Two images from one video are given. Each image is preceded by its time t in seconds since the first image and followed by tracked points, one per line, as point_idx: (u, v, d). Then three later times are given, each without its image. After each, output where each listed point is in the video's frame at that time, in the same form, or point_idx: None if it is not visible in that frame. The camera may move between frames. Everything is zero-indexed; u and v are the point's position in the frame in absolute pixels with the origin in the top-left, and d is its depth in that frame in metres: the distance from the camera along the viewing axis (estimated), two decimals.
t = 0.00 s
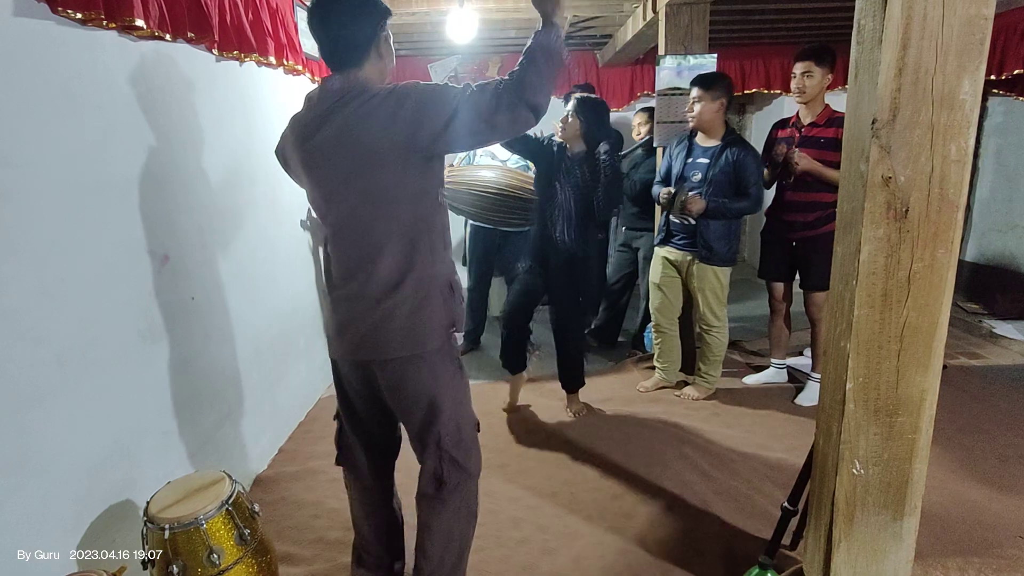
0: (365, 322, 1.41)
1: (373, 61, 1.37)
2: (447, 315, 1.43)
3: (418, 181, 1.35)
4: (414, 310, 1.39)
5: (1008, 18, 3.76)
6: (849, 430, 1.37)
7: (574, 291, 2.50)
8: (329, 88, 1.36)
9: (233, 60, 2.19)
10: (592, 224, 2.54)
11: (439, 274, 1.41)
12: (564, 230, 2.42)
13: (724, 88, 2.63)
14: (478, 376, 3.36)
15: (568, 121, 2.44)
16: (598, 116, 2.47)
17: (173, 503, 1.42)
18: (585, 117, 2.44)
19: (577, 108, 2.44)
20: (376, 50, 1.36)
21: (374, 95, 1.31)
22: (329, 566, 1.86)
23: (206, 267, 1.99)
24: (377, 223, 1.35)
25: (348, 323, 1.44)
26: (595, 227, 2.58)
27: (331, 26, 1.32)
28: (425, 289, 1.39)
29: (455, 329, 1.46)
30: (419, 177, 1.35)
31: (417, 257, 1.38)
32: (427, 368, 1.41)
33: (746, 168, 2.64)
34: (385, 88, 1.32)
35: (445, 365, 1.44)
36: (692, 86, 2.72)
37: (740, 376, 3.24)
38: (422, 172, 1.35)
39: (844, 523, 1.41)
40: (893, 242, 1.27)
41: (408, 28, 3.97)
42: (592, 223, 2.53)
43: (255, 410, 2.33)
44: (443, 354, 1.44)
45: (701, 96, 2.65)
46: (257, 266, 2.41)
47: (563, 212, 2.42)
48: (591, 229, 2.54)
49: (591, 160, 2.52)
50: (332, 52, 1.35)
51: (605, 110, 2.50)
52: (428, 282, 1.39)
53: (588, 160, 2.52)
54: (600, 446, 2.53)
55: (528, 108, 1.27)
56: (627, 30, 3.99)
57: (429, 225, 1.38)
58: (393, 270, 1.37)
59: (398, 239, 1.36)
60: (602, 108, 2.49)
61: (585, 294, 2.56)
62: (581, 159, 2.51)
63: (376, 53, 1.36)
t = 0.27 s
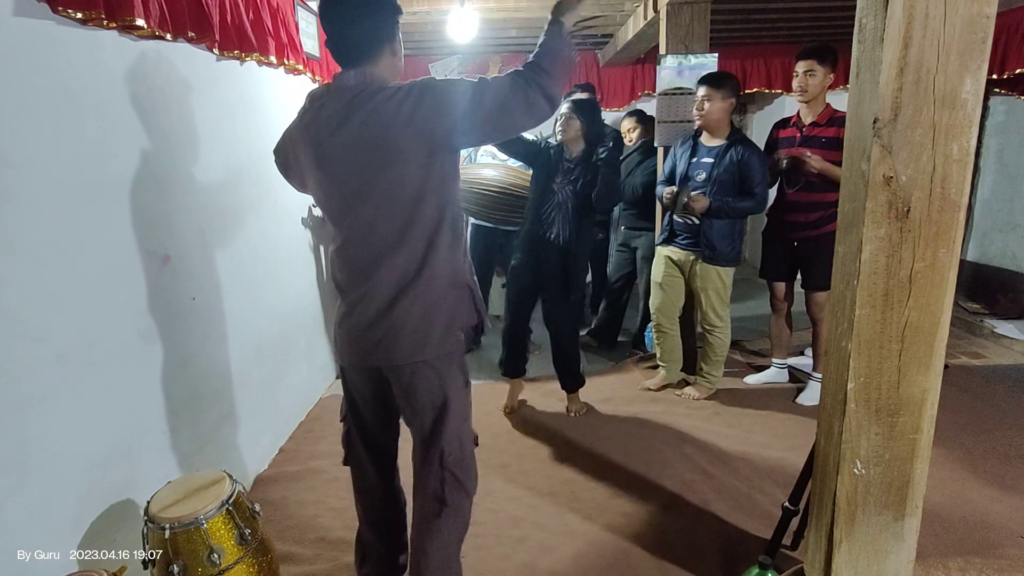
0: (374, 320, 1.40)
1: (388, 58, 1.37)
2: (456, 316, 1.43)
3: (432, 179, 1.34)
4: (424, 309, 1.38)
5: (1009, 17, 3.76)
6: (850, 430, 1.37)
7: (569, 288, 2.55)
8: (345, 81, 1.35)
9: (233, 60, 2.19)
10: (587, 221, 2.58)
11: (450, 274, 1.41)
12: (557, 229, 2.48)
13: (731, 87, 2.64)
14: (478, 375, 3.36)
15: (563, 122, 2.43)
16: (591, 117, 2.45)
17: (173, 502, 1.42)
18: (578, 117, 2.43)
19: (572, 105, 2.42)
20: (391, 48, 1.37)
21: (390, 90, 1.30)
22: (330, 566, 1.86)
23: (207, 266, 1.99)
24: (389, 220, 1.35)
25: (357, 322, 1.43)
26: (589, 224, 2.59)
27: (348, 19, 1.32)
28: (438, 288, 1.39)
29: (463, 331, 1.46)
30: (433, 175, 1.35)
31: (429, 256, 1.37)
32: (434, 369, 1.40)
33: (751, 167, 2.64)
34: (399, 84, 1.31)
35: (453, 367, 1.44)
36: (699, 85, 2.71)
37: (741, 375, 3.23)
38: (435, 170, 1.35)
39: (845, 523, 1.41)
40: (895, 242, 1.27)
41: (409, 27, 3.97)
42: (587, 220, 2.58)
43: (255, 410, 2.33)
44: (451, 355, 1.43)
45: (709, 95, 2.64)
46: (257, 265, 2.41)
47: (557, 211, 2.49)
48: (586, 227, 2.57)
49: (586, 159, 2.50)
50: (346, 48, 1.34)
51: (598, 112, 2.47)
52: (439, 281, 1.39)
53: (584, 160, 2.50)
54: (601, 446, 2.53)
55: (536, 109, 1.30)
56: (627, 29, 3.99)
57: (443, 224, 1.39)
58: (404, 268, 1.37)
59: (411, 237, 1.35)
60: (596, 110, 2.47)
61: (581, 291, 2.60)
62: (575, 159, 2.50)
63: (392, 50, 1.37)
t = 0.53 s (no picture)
0: (380, 323, 1.40)
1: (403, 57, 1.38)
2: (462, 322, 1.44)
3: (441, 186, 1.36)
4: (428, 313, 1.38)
5: (1010, 16, 3.75)
6: (850, 428, 1.37)
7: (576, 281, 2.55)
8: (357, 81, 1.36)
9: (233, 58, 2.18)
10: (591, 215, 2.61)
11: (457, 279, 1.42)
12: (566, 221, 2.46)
13: (727, 83, 2.64)
14: (479, 374, 3.36)
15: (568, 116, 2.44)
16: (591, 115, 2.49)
17: (173, 501, 1.42)
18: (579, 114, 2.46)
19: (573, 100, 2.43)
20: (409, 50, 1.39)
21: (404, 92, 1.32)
22: (330, 565, 1.86)
23: (207, 265, 1.99)
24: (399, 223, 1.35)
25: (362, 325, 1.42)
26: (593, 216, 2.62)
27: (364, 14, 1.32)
28: (445, 294, 1.40)
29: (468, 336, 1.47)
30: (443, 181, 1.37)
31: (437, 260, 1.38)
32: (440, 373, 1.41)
33: (749, 165, 2.65)
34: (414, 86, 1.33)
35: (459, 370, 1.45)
36: (695, 82, 2.71)
37: (741, 374, 3.23)
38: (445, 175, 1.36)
39: (844, 522, 1.41)
40: (894, 241, 1.27)
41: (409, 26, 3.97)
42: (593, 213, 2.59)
43: (255, 409, 2.33)
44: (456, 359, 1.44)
45: (705, 91, 2.63)
46: (258, 264, 2.41)
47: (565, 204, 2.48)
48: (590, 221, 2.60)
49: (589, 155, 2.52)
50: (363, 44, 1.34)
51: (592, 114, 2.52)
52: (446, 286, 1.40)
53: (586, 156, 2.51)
54: (601, 445, 2.53)
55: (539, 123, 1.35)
56: (627, 27, 3.98)
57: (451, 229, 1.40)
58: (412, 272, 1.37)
59: (418, 241, 1.35)
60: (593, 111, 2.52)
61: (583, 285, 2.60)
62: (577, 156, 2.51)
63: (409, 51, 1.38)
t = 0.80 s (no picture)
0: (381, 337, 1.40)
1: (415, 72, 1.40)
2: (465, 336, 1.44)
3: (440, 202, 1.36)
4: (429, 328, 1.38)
5: (1010, 14, 3.75)
6: (849, 427, 1.37)
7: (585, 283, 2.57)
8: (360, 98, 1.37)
9: (232, 57, 2.18)
10: (597, 211, 2.65)
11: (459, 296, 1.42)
12: (569, 227, 2.51)
13: (719, 80, 2.64)
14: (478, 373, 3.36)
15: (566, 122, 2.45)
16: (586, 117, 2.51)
17: (173, 499, 1.42)
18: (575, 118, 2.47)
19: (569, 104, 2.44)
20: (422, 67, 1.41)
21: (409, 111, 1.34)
22: (328, 564, 1.86)
23: (206, 265, 1.99)
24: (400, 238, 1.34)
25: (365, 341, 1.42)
26: (600, 210, 2.65)
27: (378, 25, 1.34)
28: (445, 308, 1.39)
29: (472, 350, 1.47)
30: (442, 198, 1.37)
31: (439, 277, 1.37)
32: (444, 387, 1.40)
33: (746, 161, 2.66)
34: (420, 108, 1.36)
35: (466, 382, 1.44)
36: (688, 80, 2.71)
37: (741, 373, 3.23)
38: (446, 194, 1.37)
39: (843, 520, 1.41)
40: (893, 239, 1.27)
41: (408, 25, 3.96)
42: (598, 207, 2.65)
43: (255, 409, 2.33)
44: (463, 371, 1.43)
45: (698, 89, 2.64)
46: (257, 263, 2.41)
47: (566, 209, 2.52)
48: (598, 216, 2.64)
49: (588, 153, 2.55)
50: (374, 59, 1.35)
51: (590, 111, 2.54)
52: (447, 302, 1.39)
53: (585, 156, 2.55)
54: (600, 444, 2.53)
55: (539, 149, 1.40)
56: (627, 26, 3.98)
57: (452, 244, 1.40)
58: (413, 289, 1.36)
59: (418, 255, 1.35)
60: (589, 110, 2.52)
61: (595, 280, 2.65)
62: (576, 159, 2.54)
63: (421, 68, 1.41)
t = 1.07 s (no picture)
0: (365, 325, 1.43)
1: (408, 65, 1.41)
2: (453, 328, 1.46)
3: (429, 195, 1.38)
4: (417, 321, 1.40)
5: (1009, 15, 3.76)
6: (849, 427, 1.37)
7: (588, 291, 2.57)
8: (350, 90, 1.39)
9: (232, 58, 2.19)
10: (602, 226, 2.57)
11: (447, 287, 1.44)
12: (577, 243, 2.51)
13: (716, 81, 2.64)
14: (478, 374, 3.36)
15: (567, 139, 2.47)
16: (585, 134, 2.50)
17: (172, 500, 1.42)
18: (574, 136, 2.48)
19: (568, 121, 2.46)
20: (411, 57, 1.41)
21: (394, 105, 1.35)
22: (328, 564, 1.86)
23: (207, 266, 1.99)
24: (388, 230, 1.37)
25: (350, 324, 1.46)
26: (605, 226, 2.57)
27: (374, 17, 1.35)
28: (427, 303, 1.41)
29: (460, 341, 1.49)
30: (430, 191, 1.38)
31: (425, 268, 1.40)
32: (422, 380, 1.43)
33: (743, 161, 2.67)
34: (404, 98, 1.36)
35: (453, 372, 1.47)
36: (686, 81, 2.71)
37: (740, 374, 3.23)
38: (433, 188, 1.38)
39: (843, 521, 1.41)
40: (893, 240, 1.27)
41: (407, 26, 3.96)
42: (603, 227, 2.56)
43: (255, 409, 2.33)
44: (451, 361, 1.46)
45: (698, 90, 2.64)
46: (258, 265, 2.41)
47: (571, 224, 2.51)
48: (602, 231, 2.56)
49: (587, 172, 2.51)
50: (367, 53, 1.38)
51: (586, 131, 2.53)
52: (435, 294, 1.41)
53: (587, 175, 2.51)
54: (600, 444, 2.53)
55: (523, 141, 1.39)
56: (627, 27, 3.98)
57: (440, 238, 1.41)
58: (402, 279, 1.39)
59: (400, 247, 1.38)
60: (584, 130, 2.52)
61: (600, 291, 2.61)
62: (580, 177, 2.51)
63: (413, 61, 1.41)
